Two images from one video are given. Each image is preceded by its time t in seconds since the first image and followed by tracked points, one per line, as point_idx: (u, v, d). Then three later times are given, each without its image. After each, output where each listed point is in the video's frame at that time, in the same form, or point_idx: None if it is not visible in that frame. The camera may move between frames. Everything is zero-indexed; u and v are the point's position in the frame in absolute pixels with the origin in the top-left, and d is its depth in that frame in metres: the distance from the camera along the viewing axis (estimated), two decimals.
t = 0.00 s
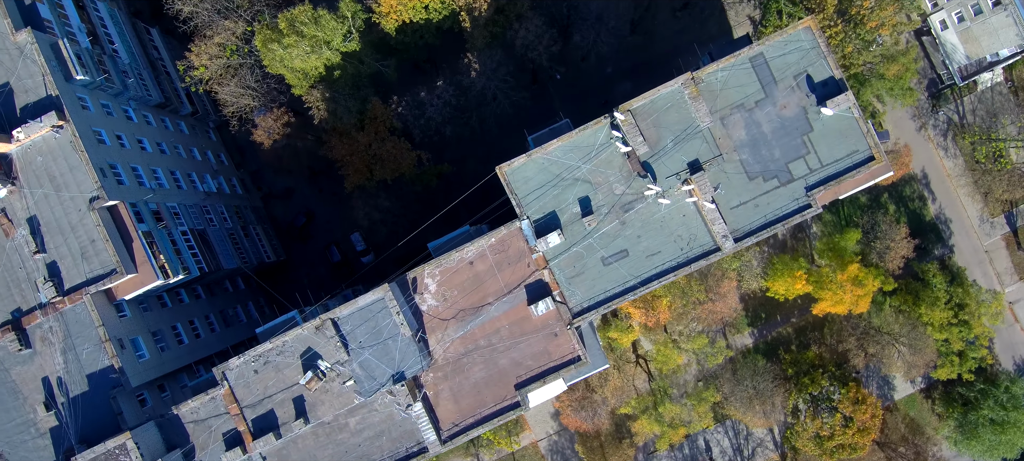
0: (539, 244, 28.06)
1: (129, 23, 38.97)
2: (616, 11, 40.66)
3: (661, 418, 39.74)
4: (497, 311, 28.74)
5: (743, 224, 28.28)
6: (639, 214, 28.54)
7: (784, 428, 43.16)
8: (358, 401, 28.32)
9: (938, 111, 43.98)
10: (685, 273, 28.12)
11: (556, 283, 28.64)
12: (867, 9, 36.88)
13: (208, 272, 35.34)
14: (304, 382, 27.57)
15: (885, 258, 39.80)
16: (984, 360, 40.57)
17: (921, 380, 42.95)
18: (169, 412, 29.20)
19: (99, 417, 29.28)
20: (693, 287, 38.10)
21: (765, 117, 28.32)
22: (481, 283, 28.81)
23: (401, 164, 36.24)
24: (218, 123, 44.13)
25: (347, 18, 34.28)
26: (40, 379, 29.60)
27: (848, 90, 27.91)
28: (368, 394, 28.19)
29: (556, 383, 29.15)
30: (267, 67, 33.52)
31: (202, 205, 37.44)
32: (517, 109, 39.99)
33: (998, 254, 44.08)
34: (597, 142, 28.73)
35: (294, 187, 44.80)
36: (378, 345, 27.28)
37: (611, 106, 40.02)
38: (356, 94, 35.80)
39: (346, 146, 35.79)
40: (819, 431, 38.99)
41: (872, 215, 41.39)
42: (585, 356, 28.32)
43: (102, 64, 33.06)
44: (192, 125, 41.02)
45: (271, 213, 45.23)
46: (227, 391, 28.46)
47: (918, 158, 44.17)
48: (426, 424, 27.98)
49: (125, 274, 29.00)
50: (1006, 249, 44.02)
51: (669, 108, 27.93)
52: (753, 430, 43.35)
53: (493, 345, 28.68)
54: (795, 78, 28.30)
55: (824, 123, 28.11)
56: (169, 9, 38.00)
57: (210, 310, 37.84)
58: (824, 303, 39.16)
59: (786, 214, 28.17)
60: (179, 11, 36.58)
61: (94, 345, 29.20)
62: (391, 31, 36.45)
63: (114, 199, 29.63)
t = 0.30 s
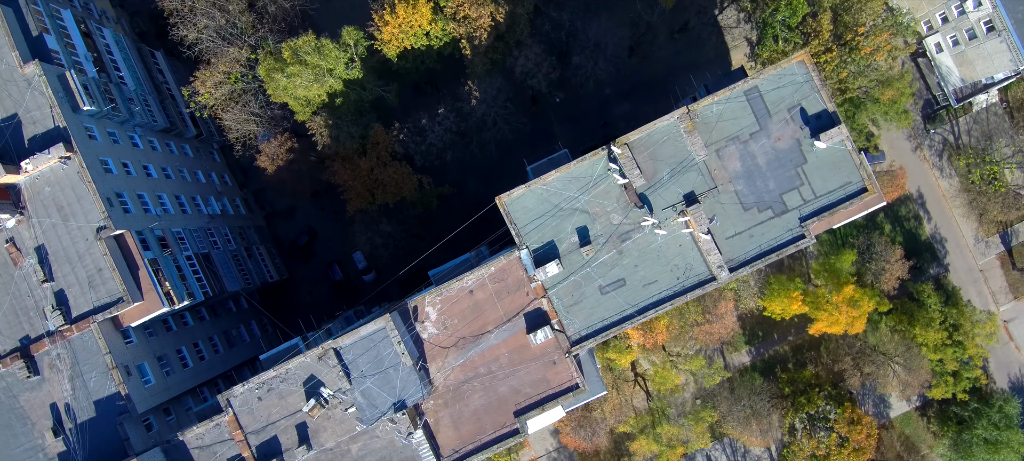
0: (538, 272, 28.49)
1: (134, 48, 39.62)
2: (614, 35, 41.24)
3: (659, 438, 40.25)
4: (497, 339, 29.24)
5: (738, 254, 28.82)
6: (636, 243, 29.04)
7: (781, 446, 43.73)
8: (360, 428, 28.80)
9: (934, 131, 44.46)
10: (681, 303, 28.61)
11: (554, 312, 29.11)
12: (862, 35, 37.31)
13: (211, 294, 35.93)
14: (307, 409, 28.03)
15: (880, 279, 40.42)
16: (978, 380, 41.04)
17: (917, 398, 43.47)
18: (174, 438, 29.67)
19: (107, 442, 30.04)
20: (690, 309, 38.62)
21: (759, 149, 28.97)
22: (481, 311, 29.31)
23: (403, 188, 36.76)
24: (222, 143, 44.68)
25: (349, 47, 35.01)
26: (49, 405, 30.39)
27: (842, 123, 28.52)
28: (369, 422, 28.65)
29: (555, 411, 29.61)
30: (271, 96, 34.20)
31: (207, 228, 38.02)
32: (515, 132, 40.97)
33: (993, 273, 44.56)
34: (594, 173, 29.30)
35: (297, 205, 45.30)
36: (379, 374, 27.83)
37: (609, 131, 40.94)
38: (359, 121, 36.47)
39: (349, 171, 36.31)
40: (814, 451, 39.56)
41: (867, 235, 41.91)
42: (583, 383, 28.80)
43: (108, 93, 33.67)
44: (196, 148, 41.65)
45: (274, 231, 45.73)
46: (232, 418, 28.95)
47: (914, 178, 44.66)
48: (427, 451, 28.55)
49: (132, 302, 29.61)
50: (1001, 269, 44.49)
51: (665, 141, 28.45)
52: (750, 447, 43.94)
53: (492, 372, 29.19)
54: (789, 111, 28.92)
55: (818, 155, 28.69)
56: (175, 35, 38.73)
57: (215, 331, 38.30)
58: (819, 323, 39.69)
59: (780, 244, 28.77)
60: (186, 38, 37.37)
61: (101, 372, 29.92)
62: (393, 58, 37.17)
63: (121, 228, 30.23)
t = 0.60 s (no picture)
0: (536, 304, 28.67)
1: (135, 72, 39.90)
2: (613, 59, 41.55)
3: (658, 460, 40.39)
4: (495, 369, 29.44)
5: (736, 285, 28.99)
6: (634, 274, 29.17)
7: None
8: (360, 459, 28.86)
9: (932, 153, 44.69)
10: (679, 334, 28.78)
11: (553, 343, 29.29)
12: (860, 60, 37.46)
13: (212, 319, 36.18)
14: (307, 441, 28.24)
15: (878, 302, 40.74)
16: (975, 402, 41.24)
17: (915, 418, 43.66)
18: None
19: None
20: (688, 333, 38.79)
21: (757, 180, 29.16)
22: (480, 342, 29.46)
23: (403, 214, 36.97)
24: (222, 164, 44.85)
25: (349, 74, 35.34)
26: (51, 434, 30.74)
27: (839, 156, 28.75)
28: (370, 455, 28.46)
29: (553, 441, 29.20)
30: (271, 124, 34.46)
31: (207, 252, 38.22)
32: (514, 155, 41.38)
33: (991, 294, 44.79)
34: (593, 204, 29.33)
35: (297, 226, 45.46)
36: (379, 405, 28.02)
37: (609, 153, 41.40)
38: (358, 146, 36.71)
39: (348, 196, 36.54)
40: None
41: (866, 257, 42.09)
42: (582, 413, 28.91)
43: (110, 122, 33.89)
44: (196, 170, 41.88)
45: (274, 251, 45.89)
46: (232, 448, 29.10)
47: (912, 199, 44.90)
48: None
49: (133, 333, 29.83)
50: (1000, 289, 44.71)
51: (662, 174, 28.58)
52: None
53: (491, 402, 29.39)
54: (786, 143, 29.10)
55: (815, 187, 28.90)
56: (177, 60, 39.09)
57: (216, 355, 38.50)
58: (818, 346, 39.82)
59: (777, 275, 28.93)
60: (188, 64, 37.78)
61: (102, 401, 30.37)
62: (392, 83, 37.49)
63: (122, 258, 30.41)
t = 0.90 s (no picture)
0: (534, 340, 28.77)
1: (134, 98, 40.14)
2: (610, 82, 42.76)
3: None
4: (493, 404, 29.72)
5: (733, 320, 29.03)
6: (632, 309, 29.18)
7: None
8: None
9: (931, 176, 44.74)
10: (677, 369, 28.81)
11: (550, 378, 29.37)
12: (859, 88, 37.51)
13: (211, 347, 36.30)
14: None
15: (876, 327, 40.87)
16: (973, 426, 41.40)
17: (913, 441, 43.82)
18: None
19: None
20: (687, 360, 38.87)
21: (754, 216, 29.26)
22: (478, 376, 29.66)
23: (402, 242, 37.04)
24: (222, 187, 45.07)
25: (347, 104, 35.59)
26: None
27: (836, 192, 28.88)
28: None
29: None
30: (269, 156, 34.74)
31: (206, 279, 38.33)
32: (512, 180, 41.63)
33: (989, 316, 44.84)
34: (590, 239, 29.29)
35: (297, 248, 45.52)
36: (377, 442, 28.34)
37: (609, 176, 42.72)
38: (358, 175, 36.84)
39: (347, 225, 36.66)
40: None
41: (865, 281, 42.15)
42: (580, 448, 29.36)
43: (109, 153, 34.07)
44: (196, 195, 42.04)
45: (274, 272, 45.96)
46: None
47: (911, 222, 44.98)
48: None
49: (133, 367, 29.98)
50: (998, 312, 44.75)
51: (660, 211, 28.72)
52: None
53: (489, 437, 29.66)
54: (783, 179, 29.25)
55: (812, 223, 29.01)
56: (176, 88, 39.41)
57: (215, 381, 38.60)
58: (816, 371, 39.88)
59: (775, 310, 28.98)
60: (187, 92, 37.95)
61: (101, 434, 30.52)
62: (391, 111, 37.71)
63: (121, 292, 30.59)
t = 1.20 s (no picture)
0: (531, 379, 28.83)
1: (134, 127, 40.27)
2: (608, 111, 42.82)
3: None
4: (490, 443, 29.82)
5: (730, 360, 29.04)
6: (629, 348, 29.18)
7: None
8: None
9: (929, 201, 44.85)
10: (674, 409, 28.86)
11: (548, 417, 29.47)
12: (856, 118, 37.57)
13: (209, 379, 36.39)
14: None
15: (874, 354, 40.95)
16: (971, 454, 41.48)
17: None
18: None
19: None
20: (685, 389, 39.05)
21: (751, 255, 29.32)
22: (475, 415, 29.72)
23: (400, 273, 37.13)
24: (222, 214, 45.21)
25: (345, 137, 35.77)
26: None
27: (832, 232, 28.96)
28: None
29: None
30: (266, 190, 34.97)
31: (205, 309, 38.42)
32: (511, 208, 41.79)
33: (987, 342, 44.92)
34: (587, 278, 29.39)
35: (294, 273, 45.49)
36: None
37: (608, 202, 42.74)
38: (356, 206, 36.94)
39: (345, 257, 36.80)
40: None
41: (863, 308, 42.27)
42: None
43: (108, 188, 34.19)
44: (195, 223, 42.18)
45: (272, 296, 45.97)
46: None
47: (909, 247, 45.07)
48: None
49: (131, 405, 30.11)
50: (996, 337, 44.82)
51: (656, 251, 28.80)
52: None
53: None
54: (780, 219, 29.30)
55: (809, 263, 29.09)
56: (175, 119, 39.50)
57: (214, 410, 38.71)
58: (814, 398, 39.93)
59: (772, 350, 29.00)
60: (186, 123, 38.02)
61: None
62: (389, 142, 37.91)
63: (119, 330, 30.71)
